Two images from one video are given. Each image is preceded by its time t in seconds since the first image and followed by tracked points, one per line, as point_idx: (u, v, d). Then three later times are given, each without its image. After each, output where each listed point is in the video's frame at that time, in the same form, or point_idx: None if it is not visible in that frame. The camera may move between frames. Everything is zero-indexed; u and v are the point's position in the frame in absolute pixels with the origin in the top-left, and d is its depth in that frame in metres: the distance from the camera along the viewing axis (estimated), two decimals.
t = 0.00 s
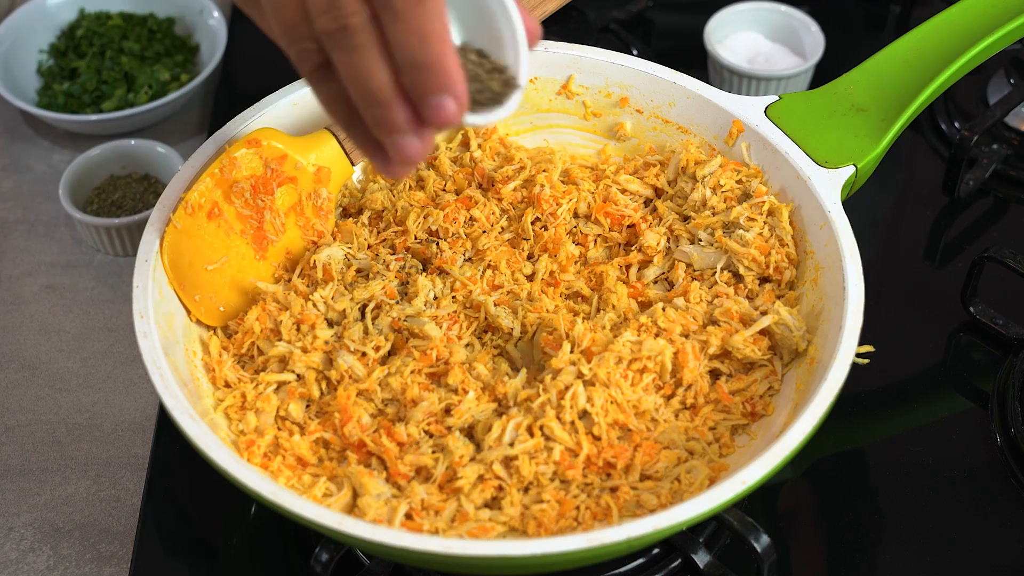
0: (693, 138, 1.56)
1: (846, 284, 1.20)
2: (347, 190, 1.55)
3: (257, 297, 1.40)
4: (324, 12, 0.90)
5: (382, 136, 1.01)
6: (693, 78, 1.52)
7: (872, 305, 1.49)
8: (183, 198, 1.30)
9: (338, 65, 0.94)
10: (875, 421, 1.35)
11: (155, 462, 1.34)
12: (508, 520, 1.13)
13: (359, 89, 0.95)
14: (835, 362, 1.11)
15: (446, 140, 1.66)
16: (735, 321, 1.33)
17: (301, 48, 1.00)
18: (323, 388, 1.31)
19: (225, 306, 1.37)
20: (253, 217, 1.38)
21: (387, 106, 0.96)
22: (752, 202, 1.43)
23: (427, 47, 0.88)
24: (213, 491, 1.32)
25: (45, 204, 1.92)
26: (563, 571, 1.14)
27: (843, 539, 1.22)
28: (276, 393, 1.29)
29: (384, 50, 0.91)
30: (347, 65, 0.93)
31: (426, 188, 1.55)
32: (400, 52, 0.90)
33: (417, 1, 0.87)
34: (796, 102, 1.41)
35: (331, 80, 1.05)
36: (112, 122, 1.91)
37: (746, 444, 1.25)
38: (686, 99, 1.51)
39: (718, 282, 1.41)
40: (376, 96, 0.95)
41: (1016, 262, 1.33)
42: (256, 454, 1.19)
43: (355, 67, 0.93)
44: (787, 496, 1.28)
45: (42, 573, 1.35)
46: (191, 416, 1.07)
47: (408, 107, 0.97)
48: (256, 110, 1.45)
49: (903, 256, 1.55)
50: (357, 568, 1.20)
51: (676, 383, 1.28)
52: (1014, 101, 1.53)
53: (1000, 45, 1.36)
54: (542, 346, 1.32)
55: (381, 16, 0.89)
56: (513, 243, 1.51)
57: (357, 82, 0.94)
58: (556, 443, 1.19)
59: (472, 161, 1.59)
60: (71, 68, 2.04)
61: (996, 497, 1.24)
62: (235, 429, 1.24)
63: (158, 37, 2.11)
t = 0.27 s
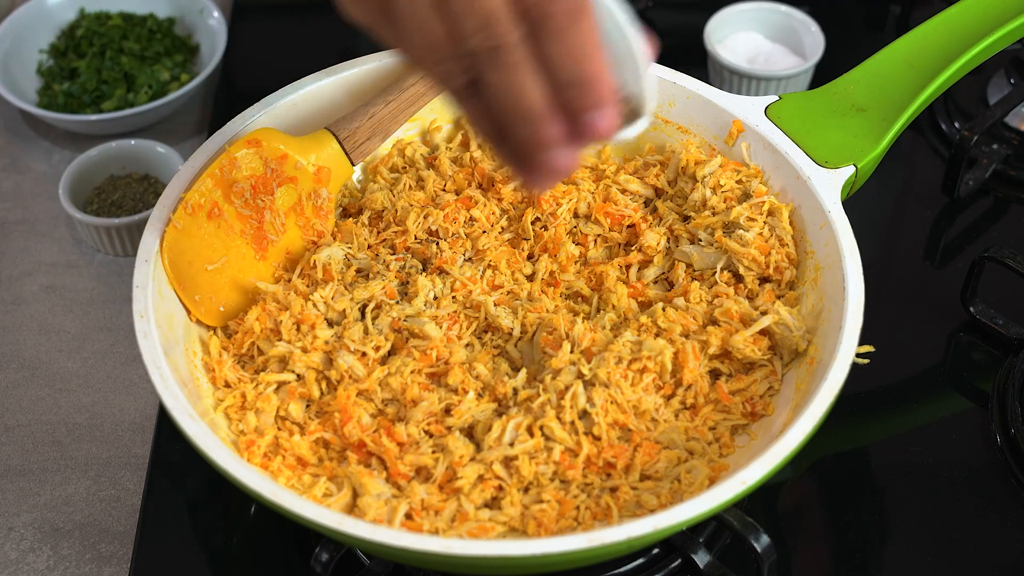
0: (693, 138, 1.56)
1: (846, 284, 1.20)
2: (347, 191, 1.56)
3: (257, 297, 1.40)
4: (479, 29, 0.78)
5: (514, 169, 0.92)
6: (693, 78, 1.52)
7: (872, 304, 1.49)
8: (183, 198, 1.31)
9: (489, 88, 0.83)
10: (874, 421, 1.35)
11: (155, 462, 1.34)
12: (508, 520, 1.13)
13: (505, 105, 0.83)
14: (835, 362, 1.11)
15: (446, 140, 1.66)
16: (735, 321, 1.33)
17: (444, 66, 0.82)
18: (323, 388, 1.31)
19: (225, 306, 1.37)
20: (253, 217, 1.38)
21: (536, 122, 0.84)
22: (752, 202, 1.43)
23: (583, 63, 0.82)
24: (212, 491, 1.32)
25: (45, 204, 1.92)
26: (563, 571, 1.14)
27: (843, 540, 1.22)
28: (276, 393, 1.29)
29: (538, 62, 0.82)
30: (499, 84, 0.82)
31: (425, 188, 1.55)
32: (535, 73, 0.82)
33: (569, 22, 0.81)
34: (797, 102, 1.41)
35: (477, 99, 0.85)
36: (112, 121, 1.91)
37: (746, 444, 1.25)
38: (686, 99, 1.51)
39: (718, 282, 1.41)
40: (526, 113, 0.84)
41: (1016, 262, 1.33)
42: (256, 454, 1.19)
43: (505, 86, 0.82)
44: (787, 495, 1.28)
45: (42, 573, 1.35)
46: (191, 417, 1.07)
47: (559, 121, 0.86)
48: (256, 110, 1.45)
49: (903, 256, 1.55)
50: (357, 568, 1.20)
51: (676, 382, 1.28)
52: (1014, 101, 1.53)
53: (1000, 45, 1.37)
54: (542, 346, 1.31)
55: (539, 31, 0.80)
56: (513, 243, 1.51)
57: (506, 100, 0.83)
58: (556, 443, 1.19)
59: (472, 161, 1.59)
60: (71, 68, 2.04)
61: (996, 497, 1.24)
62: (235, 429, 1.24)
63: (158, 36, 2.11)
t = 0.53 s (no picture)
0: (693, 138, 1.55)
1: (846, 284, 1.20)
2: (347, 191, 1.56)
3: (257, 297, 1.40)
4: None
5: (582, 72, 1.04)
6: (692, 78, 1.52)
7: (872, 304, 1.49)
8: (183, 197, 1.30)
9: None
10: (874, 421, 1.35)
11: (155, 462, 1.34)
12: (508, 520, 1.13)
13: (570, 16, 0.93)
14: (836, 362, 1.11)
15: (446, 140, 1.66)
16: (735, 321, 1.33)
17: None
18: (323, 388, 1.31)
19: (225, 306, 1.37)
20: (253, 217, 1.38)
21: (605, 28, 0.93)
22: (752, 202, 1.43)
23: None
24: (212, 491, 1.32)
25: (45, 204, 1.92)
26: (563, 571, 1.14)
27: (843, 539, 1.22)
28: (276, 393, 1.29)
29: None
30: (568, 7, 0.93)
31: (425, 188, 1.55)
32: None
33: None
34: (797, 102, 1.41)
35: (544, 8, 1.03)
36: (112, 121, 1.91)
37: (746, 444, 1.25)
38: (686, 99, 1.51)
39: (718, 282, 1.42)
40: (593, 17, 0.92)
41: (1016, 262, 1.33)
42: (256, 454, 1.19)
43: None
44: (787, 495, 1.28)
45: (42, 573, 1.35)
46: (191, 417, 1.07)
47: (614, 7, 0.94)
48: (256, 110, 1.44)
49: (903, 256, 1.55)
50: (357, 568, 1.20)
51: (676, 383, 1.28)
52: (1014, 101, 1.53)
53: (1000, 44, 1.37)
54: (542, 346, 1.31)
55: None
56: (513, 243, 1.52)
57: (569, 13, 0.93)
58: (556, 443, 1.19)
59: (472, 161, 1.59)
60: (71, 68, 2.04)
61: (995, 497, 1.24)
62: (235, 429, 1.24)
63: (158, 36, 2.11)
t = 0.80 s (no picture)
0: (693, 138, 1.56)
1: (846, 284, 1.20)
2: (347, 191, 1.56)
3: (257, 297, 1.40)
4: None
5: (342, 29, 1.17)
6: (693, 78, 1.52)
7: (872, 305, 1.49)
8: (183, 198, 1.30)
9: None
10: (874, 421, 1.35)
11: (155, 462, 1.34)
12: (508, 520, 1.13)
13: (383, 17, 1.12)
14: (835, 362, 1.11)
15: (446, 140, 1.66)
16: (735, 321, 1.34)
17: None
18: (323, 388, 1.31)
19: (225, 306, 1.37)
20: (253, 217, 1.38)
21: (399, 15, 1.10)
22: (752, 202, 1.43)
23: None
24: (212, 491, 1.32)
25: (45, 204, 1.92)
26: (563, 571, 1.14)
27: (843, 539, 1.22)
28: (276, 393, 1.29)
29: None
30: None
31: (426, 189, 1.56)
32: None
33: None
34: (797, 101, 1.41)
35: None
36: (112, 121, 1.91)
37: (746, 444, 1.25)
38: (686, 99, 1.51)
39: (718, 282, 1.42)
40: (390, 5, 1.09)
41: (1016, 262, 1.33)
42: (256, 453, 1.19)
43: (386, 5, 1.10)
44: (787, 495, 1.28)
45: (42, 573, 1.35)
46: (191, 416, 1.07)
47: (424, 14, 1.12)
48: (256, 110, 1.44)
49: (903, 256, 1.55)
50: (357, 568, 1.20)
51: (676, 383, 1.29)
52: (1014, 101, 1.53)
53: (1001, 44, 1.36)
54: (542, 346, 1.31)
55: None
56: (513, 243, 1.52)
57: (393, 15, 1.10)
58: (556, 443, 1.19)
59: (472, 161, 1.59)
60: (71, 68, 2.04)
61: (996, 497, 1.24)
62: (235, 429, 1.24)
63: (158, 36, 2.11)
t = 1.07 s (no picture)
0: (693, 138, 1.56)
1: (846, 284, 1.20)
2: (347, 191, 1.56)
3: (257, 297, 1.40)
4: None
5: None
6: (693, 78, 1.52)
7: (872, 305, 1.49)
8: (183, 197, 1.30)
9: None
10: (874, 421, 1.35)
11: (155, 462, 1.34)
12: (508, 520, 1.13)
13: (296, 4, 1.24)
14: (835, 362, 1.11)
15: (446, 140, 1.66)
16: (735, 321, 1.34)
17: None
18: (323, 388, 1.31)
19: (225, 306, 1.37)
20: (253, 217, 1.38)
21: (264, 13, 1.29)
22: (752, 202, 1.43)
23: None
24: (212, 492, 1.32)
25: (45, 204, 1.92)
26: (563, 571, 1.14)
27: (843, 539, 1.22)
28: (276, 393, 1.29)
29: None
30: None
31: (426, 188, 1.56)
32: None
33: None
34: (797, 101, 1.41)
35: None
36: (112, 121, 1.91)
37: (746, 444, 1.25)
38: (686, 99, 1.51)
39: (718, 282, 1.42)
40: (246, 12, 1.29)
41: (1016, 262, 1.33)
42: (256, 453, 1.19)
43: None
44: (787, 496, 1.28)
45: (42, 573, 1.35)
46: (191, 416, 1.07)
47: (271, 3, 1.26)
48: (256, 110, 1.44)
49: (903, 256, 1.55)
50: (357, 569, 1.20)
51: (676, 383, 1.29)
52: (1014, 100, 1.53)
53: (1001, 44, 1.36)
54: (542, 346, 1.31)
55: None
56: (513, 243, 1.51)
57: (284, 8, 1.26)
58: (556, 443, 1.19)
59: (472, 161, 1.59)
60: (71, 68, 2.04)
61: (996, 497, 1.24)
62: (235, 429, 1.24)
63: (158, 36, 2.11)
